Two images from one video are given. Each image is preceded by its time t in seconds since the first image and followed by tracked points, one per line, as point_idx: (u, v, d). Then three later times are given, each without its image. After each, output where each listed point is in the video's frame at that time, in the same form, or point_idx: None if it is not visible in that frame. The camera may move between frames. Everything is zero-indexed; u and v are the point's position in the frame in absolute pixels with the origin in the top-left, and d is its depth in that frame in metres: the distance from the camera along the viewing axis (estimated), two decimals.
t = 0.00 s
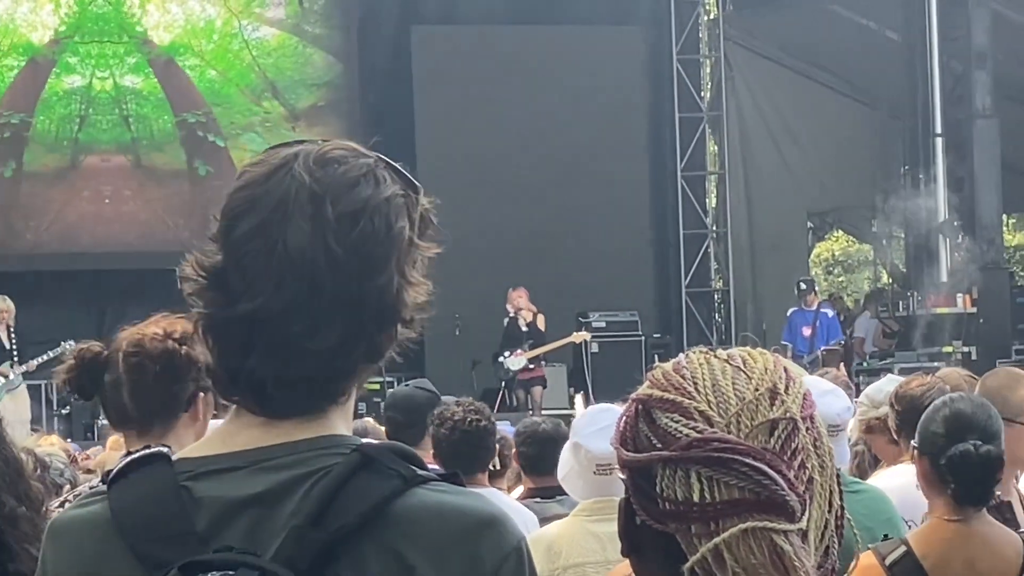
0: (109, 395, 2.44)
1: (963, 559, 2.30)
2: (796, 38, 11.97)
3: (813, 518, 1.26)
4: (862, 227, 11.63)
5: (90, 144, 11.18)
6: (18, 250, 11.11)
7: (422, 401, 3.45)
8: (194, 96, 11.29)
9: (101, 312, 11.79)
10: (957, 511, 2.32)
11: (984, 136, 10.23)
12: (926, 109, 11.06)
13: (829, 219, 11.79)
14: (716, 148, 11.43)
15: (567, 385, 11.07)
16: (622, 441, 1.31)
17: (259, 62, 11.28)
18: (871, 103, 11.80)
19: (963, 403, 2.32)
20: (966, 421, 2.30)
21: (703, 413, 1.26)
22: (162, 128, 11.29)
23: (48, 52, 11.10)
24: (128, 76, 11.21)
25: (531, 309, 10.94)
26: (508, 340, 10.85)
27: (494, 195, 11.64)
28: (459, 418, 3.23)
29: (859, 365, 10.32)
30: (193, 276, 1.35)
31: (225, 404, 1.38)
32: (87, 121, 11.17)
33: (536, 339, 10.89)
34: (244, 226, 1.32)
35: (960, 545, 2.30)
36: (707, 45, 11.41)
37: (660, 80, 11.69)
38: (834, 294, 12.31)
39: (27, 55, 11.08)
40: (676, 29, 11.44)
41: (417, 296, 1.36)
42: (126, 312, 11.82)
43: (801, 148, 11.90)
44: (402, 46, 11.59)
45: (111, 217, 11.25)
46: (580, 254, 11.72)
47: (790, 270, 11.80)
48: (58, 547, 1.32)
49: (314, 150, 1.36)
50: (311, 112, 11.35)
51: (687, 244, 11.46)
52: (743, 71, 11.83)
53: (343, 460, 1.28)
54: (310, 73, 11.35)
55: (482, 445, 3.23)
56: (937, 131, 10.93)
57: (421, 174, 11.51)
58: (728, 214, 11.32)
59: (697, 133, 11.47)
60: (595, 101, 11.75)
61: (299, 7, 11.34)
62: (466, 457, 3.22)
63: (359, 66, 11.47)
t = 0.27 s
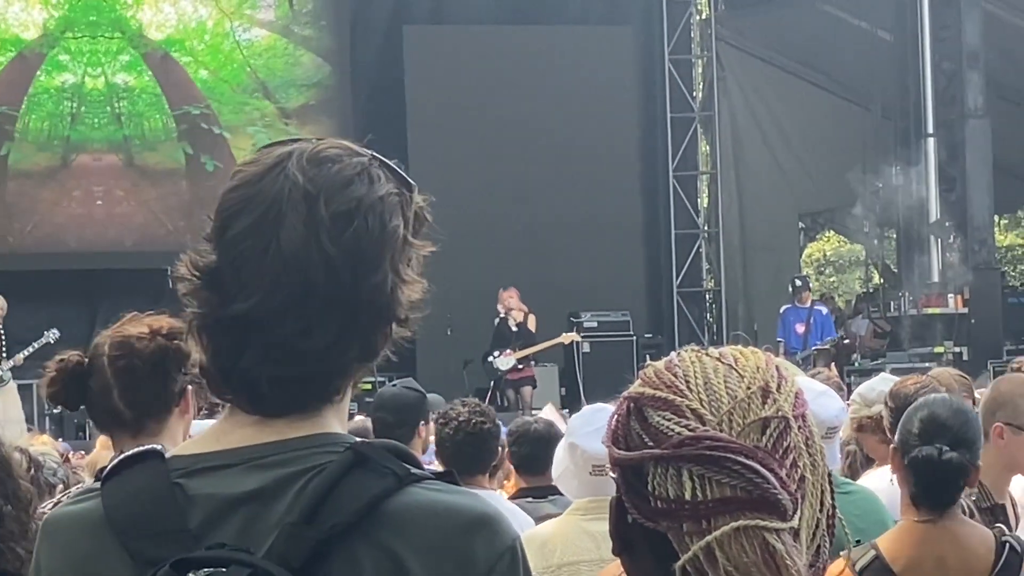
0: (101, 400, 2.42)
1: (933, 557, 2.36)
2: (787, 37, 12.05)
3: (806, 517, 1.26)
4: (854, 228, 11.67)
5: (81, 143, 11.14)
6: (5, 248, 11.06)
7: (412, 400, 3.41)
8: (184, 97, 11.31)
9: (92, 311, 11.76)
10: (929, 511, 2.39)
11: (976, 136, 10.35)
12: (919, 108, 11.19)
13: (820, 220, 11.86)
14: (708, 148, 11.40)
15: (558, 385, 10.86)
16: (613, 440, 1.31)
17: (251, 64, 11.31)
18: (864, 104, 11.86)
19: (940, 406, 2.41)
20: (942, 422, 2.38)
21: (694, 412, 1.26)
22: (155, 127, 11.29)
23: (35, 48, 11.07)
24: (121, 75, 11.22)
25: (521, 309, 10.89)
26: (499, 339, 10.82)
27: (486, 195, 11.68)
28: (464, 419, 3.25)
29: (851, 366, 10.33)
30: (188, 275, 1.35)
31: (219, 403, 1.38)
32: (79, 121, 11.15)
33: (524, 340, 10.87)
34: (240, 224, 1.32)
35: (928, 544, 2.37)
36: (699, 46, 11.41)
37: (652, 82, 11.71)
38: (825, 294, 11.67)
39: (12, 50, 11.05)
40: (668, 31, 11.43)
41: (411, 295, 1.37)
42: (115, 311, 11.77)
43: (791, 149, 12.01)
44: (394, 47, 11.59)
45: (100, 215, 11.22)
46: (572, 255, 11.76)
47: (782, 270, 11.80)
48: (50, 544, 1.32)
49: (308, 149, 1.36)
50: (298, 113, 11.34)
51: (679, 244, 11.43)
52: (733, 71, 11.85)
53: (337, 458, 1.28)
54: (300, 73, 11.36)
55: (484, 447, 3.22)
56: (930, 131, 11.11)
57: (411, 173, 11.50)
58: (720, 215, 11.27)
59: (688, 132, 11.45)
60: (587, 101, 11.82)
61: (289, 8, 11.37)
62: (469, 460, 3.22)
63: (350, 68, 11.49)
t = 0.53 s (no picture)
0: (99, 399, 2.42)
1: (917, 559, 2.37)
2: (773, 37, 11.89)
3: (795, 518, 1.27)
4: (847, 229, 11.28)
5: (72, 144, 11.22)
6: None
7: (399, 402, 3.40)
8: (173, 96, 11.34)
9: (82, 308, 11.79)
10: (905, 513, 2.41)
11: (967, 138, 10.17)
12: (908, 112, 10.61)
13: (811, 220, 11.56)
14: (698, 148, 11.81)
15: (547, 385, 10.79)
16: (603, 441, 1.32)
17: (242, 68, 11.37)
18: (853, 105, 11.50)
19: (907, 407, 2.44)
20: (910, 424, 2.41)
21: (685, 413, 1.26)
22: (146, 129, 11.36)
23: (24, 46, 11.15)
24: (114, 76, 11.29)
25: (509, 311, 10.78)
26: (484, 342, 10.76)
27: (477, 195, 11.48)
28: (459, 420, 3.25)
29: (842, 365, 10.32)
30: (181, 276, 1.35)
31: (210, 403, 1.39)
32: (70, 120, 11.21)
33: (507, 341, 10.75)
34: (234, 226, 1.32)
35: (909, 545, 2.39)
36: (689, 47, 11.77)
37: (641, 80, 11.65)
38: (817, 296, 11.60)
39: None
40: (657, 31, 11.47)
41: (405, 298, 1.37)
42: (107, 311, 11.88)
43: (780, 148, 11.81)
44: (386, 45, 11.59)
45: (88, 212, 11.25)
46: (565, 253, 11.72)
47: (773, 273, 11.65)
48: (44, 543, 1.32)
49: (305, 151, 1.37)
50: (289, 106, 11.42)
51: (669, 245, 11.80)
52: (722, 72, 11.82)
53: (330, 458, 1.28)
54: (289, 75, 11.42)
55: (477, 447, 3.23)
56: (919, 132, 10.54)
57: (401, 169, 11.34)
58: (710, 216, 11.66)
59: (679, 134, 11.80)
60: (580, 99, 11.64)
61: (278, 10, 11.39)
62: (463, 461, 3.22)
63: (340, 66, 11.51)
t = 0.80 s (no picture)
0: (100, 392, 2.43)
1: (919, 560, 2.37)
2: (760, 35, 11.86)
3: (781, 518, 1.27)
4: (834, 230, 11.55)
5: (61, 145, 11.19)
6: None
7: (385, 403, 3.39)
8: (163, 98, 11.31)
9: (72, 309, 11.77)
10: (904, 512, 2.42)
11: (955, 138, 11.11)
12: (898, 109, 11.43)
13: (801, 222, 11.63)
14: (687, 151, 11.49)
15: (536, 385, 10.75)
16: (589, 441, 1.32)
17: (229, 71, 11.36)
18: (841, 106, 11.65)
19: (891, 409, 2.49)
20: (898, 423, 2.46)
21: (673, 412, 1.26)
22: (134, 130, 11.33)
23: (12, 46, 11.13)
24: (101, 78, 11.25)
25: (494, 312, 10.90)
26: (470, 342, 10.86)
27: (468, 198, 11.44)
28: (449, 421, 3.25)
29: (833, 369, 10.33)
30: (171, 276, 1.35)
31: (198, 403, 1.39)
32: (58, 121, 11.17)
33: (491, 341, 10.83)
34: (222, 224, 1.32)
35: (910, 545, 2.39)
36: (678, 48, 11.48)
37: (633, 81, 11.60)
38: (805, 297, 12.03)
39: None
40: (647, 33, 11.44)
41: (392, 298, 1.37)
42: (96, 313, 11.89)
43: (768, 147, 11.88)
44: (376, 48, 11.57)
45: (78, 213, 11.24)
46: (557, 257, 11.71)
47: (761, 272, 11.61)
48: (30, 544, 1.32)
49: (294, 150, 1.37)
50: (274, 108, 11.42)
51: (657, 246, 11.52)
52: (712, 74, 11.68)
53: (317, 459, 1.28)
54: (278, 80, 11.42)
55: (467, 448, 3.22)
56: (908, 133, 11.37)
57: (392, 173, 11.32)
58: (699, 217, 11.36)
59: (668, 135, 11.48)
60: (568, 102, 11.56)
61: (265, 12, 11.37)
62: (453, 462, 3.22)
63: (330, 69, 11.50)
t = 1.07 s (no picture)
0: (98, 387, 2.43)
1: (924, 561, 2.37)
2: (749, 36, 11.84)
3: (770, 521, 1.27)
4: (823, 228, 11.54)
5: (52, 145, 11.22)
6: None
7: (371, 404, 3.40)
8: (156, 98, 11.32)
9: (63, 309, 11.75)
10: (911, 512, 2.41)
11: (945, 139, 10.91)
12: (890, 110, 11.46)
13: (791, 222, 11.66)
14: (678, 152, 11.43)
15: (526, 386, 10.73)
16: (578, 443, 1.32)
17: (221, 73, 11.38)
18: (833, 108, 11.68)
19: (898, 408, 2.49)
20: (905, 422, 2.45)
21: (661, 413, 1.26)
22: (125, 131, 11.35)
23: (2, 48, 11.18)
24: (93, 79, 11.28)
25: (483, 312, 10.97)
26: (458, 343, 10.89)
27: (462, 199, 11.46)
28: (436, 422, 3.25)
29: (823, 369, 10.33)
30: (158, 277, 1.35)
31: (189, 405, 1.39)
32: (49, 122, 11.20)
33: (479, 341, 10.88)
34: (209, 226, 1.32)
35: (917, 547, 2.38)
36: (669, 49, 11.41)
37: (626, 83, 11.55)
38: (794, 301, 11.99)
39: None
40: (638, 34, 11.39)
41: (380, 300, 1.37)
42: (86, 314, 11.90)
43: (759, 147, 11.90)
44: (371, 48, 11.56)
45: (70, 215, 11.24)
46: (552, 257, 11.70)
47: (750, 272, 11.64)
48: (20, 548, 1.32)
49: (281, 152, 1.37)
50: (267, 110, 11.42)
51: (647, 247, 11.51)
52: (704, 76, 11.63)
53: (306, 461, 1.28)
54: (271, 82, 11.43)
55: (456, 449, 3.22)
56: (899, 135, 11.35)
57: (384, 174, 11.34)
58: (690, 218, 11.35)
59: (658, 136, 11.49)
60: (560, 103, 11.55)
61: (255, 15, 11.40)
62: (441, 464, 3.22)
63: (322, 69, 11.49)
